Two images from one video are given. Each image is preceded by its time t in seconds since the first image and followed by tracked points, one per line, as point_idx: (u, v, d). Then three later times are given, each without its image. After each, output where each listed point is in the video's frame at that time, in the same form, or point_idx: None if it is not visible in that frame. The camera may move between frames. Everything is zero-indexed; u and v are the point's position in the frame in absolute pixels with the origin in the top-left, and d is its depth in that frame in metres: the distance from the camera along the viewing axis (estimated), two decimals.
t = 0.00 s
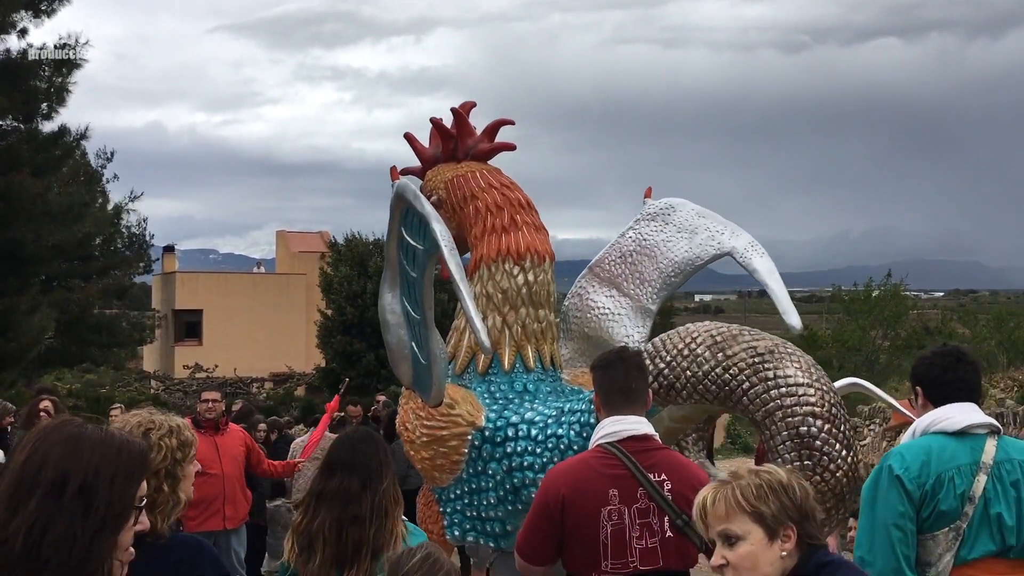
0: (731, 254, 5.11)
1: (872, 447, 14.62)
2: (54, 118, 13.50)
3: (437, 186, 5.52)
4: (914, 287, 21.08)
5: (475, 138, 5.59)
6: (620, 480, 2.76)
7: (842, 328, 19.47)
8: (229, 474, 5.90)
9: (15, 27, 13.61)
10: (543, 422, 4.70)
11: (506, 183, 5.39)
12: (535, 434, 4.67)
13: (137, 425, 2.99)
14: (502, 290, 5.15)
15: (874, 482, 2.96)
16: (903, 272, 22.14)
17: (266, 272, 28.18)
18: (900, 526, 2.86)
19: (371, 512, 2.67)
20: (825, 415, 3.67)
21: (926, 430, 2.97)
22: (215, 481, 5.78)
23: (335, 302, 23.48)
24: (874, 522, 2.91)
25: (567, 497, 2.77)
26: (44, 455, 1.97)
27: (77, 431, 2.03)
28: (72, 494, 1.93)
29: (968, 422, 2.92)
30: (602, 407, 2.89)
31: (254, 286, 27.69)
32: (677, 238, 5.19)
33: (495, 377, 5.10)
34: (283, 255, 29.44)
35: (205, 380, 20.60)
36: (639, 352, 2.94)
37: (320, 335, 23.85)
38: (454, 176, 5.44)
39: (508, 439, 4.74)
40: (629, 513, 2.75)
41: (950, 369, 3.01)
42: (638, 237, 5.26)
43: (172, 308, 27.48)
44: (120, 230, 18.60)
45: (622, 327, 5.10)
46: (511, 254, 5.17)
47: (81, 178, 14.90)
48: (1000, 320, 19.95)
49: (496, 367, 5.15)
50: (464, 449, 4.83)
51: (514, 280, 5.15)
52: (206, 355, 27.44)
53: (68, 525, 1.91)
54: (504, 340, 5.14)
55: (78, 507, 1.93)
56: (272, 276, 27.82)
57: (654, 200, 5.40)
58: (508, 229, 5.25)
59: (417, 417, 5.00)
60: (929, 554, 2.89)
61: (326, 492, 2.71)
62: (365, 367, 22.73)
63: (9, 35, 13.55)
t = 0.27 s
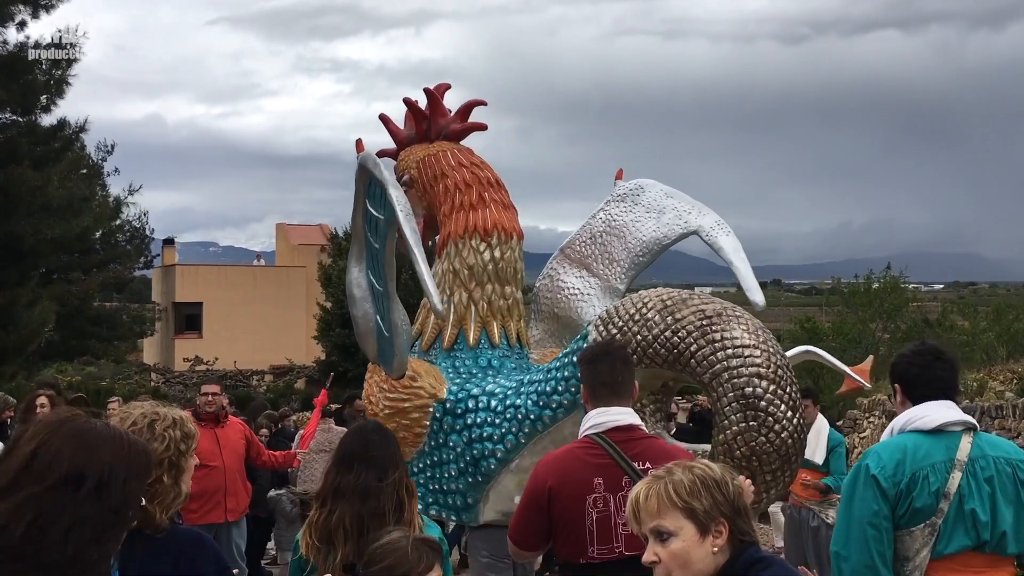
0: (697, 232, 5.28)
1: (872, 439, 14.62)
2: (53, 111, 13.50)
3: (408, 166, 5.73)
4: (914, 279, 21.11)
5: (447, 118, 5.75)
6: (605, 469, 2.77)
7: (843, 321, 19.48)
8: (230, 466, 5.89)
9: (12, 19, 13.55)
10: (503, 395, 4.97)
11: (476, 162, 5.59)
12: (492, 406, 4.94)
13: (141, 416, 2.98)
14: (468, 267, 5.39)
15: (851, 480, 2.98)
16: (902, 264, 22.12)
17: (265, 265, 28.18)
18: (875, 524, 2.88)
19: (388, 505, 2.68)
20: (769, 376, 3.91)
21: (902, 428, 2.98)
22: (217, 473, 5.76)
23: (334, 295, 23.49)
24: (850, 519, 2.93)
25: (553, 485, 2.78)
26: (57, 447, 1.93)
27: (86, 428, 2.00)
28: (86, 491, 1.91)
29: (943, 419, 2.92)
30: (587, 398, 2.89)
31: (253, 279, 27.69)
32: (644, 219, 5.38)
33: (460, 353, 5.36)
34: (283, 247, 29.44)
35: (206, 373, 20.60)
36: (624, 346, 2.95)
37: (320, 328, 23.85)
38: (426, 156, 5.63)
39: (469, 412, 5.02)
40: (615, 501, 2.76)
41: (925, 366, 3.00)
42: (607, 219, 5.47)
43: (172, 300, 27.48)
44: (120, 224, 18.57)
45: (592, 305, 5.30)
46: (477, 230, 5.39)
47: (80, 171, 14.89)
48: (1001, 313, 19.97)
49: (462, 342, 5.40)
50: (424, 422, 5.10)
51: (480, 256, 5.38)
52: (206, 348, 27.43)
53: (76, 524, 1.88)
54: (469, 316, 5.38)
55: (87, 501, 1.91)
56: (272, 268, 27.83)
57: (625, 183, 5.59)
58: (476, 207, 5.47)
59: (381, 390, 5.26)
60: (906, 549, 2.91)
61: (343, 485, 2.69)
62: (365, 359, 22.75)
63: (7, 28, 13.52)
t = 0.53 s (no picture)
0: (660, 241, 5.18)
1: (871, 431, 14.65)
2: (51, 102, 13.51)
3: (375, 171, 5.61)
4: (913, 271, 21.15)
5: (414, 122, 5.62)
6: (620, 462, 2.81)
7: (842, 312, 19.52)
8: (229, 459, 5.90)
9: (11, 11, 13.55)
10: (459, 407, 4.96)
11: (442, 168, 5.47)
12: (451, 419, 4.93)
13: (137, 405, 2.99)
14: (432, 276, 5.31)
15: (861, 466, 3.01)
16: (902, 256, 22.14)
17: (265, 257, 28.22)
18: (885, 509, 2.91)
19: (390, 502, 2.68)
20: (702, 410, 3.86)
21: (910, 416, 3.03)
22: (217, 465, 5.77)
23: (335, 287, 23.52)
24: (858, 504, 2.96)
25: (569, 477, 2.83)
26: (45, 438, 1.94)
27: (71, 417, 1.99)
28: (78, 479, 1.92)
29: (950, 407, 2.97)
30: (600, 395, 2.91)
31: (253, 271, 27.71)
32: (609, 225, 5.27)
33: (422, 360, 5.28)
34: (283, 240, 29.46)
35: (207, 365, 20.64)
36: (633, 342, 2.97)
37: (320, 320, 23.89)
38: (394, 163, 5.52)
39: (427, 423, 5.00)
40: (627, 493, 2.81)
41: (931, 355, 3.03)
42: (574, 224, 5.36)
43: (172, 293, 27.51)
44: (119, 216, 18.59)
45: (555, 312, 5.25)
46: (441, 240, 5.31)
47: (79, 163, 14.91)
48: (1000, 304, 20.01)
49: (425, 351, 5.32)
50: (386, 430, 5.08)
51: (443, 265, 5.30)
52: (206, 340, 27.47)
53: (68, 511, 1.89)
54: (433, 325, 5.31)
55: (80, 490, 1.92)
56: (272, 261, 27.86)
57: (593, 186, 5.47)
58: (440, 215, 5.38)
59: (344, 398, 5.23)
60: (914, 535, 2.94)
61: (344, 480, 2.69)
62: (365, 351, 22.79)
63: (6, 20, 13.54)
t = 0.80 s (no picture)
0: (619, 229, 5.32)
1: (871, 422, 14.65)
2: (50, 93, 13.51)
3: (342, 148, 5.58)
4: (913, 263, 21.15)
5: (383, 100, 5.53)
6: (622, 449, 2.88)
7: (842, 303, 19.52)
8: (228, 450, 5.91)
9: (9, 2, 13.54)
10: (412, 394, 5.03)
11: (406, 149, 5.42)
12: (405, 405, 5.00)
13: (140, 389, 2.97)
14: (392, 260, 5.29)
15: (891, 460, 2.93)
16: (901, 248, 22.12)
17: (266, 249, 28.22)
18: (921, 504, 2.83)
19: (368, 493, 2.69)
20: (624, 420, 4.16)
21: (939, 412, 2.97)
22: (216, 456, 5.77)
23: (336, 279, 23.52)
24: (891, 499, 2.87)
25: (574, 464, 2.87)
26: (35, 430, 1.95)
27: (62, 407, 2.01)
28: (69, 469, 1.93)
29: (978, 405, 2.94)
30: (599, 381, 2.96)
31: (254, 262, 27.71)
32: (572, 209, 5.37)
33: (382, 343, 5.29)
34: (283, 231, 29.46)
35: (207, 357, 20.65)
36: (629, 329, 3.03)
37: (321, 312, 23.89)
38: (358, 142, 5.48)
39: (380, 408, 5.06)
40: (630, 479, 2.88)
41: (956, 354, 3.03)
42: (538, 205, 5.45)
43: (172, 285, 27.51)
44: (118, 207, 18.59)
45: (518, 294, 5.37)
46: (401, 224, 5.27)
47: (78, 154, 14.91)
48: (1001, 296, 20.01)
49: (385, 333, 5.34)
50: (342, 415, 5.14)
51: (403, 249, 5.28)
52: (207, 332, 27.48)
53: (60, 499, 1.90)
54: (392, 308, 5.31)
55: (72, 480, 1.93)
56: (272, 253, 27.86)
57: (557, 168, 5.55)
58: (403, 198, 5.34)
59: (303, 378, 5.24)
60: (946, 530, 2.89)
61: (323, 471, 2.69)
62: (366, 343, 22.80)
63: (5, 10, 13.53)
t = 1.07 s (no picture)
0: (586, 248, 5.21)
1: (871, 414, 14.65)
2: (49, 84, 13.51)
3: (318, 148, 5.41)
4: (915, 255, 21.14)
5: (361, 103, 5.36)
6: (592, 442, 2.85)
7: (844, 295, 19.51)
8: (228, 441, 5.90)
9: None
10: (363, 401, 4.93)
11: (381, 153, 5.25)
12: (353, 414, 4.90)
13: (151, 379, 2.80)
14: (355, 266, 5.13)
15: (908, 449, 2.93)
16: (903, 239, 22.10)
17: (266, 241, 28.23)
18: (938, 491, 2.82)
19: (345, 492, 2.63)
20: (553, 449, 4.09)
21: (954, 403, 2.97)
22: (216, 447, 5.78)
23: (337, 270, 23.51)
24: (908, 488, 2.87)
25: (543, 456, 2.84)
26: (30, 424, 1.91)
27: (60, 402, 1.98)
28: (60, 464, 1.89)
29: (992, 396, 2.94)
30: (572, 374, 2.95)
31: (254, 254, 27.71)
32: (540, 226, 5.27)
33: (343, 345, 5.18)
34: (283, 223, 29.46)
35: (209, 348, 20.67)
36: (605, 323, 3.02)
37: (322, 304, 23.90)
38: (332, 143, 5.31)
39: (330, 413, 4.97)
40: (601, 473, 2.84)
41: (971, 348, 3.01)
42: (508, 218, 5.37)
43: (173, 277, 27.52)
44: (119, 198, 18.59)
45: (482, 305, 5.37)
46: (368, 230, 5.12)
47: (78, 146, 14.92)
48: (1003, 288, 19.98)
49: (346, 337, 5.21)
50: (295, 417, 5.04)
51: (367, 256, 5.12)
52: (207, 324, 27.50)
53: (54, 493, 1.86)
54: (354, 312, 5.18)
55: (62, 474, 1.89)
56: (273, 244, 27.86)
57: (531, 181, 5.43)
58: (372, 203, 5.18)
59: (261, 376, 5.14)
60: (961, 519, 2.89)
61: (300, 469, 2.64)
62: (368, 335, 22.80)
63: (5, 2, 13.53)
